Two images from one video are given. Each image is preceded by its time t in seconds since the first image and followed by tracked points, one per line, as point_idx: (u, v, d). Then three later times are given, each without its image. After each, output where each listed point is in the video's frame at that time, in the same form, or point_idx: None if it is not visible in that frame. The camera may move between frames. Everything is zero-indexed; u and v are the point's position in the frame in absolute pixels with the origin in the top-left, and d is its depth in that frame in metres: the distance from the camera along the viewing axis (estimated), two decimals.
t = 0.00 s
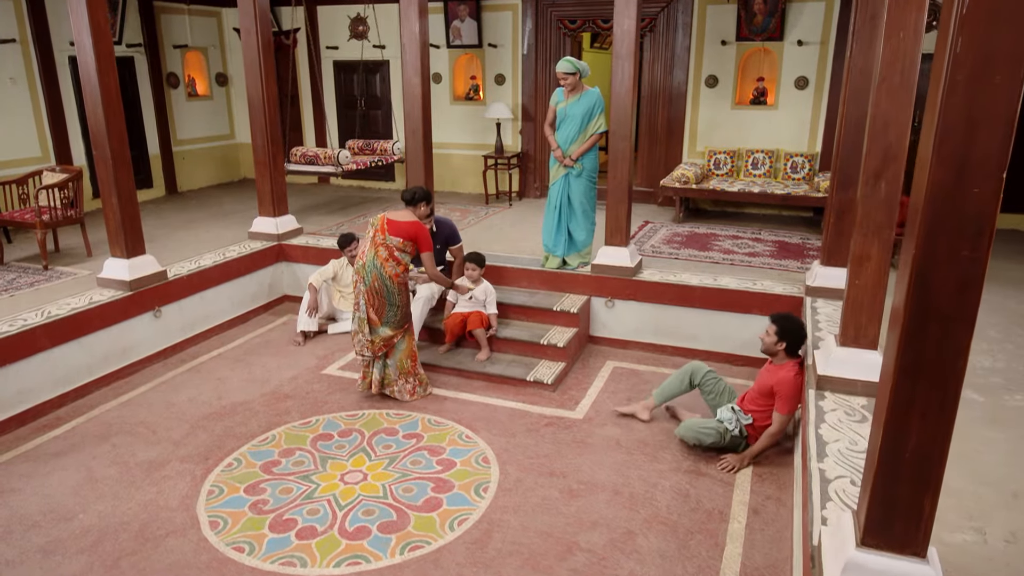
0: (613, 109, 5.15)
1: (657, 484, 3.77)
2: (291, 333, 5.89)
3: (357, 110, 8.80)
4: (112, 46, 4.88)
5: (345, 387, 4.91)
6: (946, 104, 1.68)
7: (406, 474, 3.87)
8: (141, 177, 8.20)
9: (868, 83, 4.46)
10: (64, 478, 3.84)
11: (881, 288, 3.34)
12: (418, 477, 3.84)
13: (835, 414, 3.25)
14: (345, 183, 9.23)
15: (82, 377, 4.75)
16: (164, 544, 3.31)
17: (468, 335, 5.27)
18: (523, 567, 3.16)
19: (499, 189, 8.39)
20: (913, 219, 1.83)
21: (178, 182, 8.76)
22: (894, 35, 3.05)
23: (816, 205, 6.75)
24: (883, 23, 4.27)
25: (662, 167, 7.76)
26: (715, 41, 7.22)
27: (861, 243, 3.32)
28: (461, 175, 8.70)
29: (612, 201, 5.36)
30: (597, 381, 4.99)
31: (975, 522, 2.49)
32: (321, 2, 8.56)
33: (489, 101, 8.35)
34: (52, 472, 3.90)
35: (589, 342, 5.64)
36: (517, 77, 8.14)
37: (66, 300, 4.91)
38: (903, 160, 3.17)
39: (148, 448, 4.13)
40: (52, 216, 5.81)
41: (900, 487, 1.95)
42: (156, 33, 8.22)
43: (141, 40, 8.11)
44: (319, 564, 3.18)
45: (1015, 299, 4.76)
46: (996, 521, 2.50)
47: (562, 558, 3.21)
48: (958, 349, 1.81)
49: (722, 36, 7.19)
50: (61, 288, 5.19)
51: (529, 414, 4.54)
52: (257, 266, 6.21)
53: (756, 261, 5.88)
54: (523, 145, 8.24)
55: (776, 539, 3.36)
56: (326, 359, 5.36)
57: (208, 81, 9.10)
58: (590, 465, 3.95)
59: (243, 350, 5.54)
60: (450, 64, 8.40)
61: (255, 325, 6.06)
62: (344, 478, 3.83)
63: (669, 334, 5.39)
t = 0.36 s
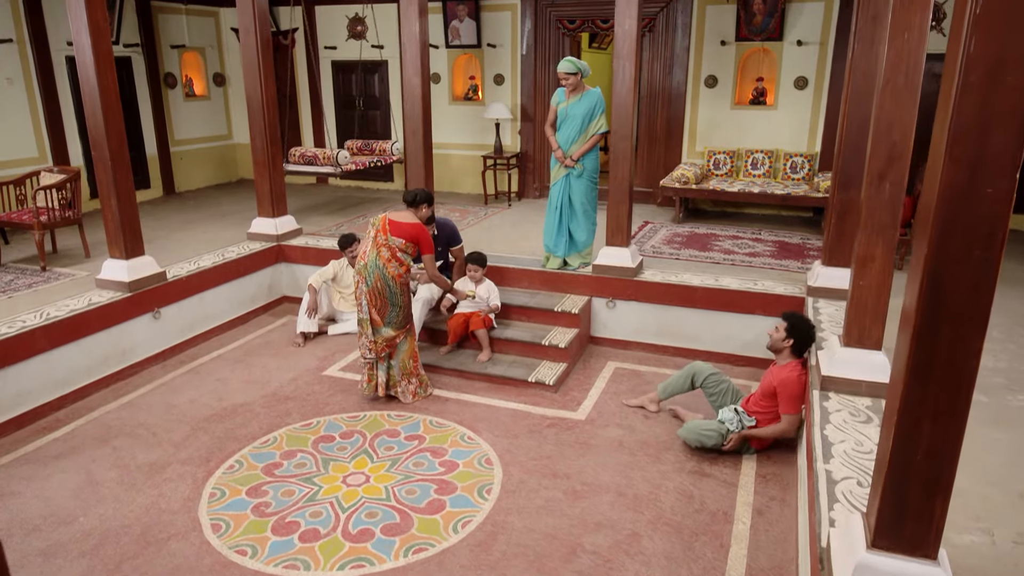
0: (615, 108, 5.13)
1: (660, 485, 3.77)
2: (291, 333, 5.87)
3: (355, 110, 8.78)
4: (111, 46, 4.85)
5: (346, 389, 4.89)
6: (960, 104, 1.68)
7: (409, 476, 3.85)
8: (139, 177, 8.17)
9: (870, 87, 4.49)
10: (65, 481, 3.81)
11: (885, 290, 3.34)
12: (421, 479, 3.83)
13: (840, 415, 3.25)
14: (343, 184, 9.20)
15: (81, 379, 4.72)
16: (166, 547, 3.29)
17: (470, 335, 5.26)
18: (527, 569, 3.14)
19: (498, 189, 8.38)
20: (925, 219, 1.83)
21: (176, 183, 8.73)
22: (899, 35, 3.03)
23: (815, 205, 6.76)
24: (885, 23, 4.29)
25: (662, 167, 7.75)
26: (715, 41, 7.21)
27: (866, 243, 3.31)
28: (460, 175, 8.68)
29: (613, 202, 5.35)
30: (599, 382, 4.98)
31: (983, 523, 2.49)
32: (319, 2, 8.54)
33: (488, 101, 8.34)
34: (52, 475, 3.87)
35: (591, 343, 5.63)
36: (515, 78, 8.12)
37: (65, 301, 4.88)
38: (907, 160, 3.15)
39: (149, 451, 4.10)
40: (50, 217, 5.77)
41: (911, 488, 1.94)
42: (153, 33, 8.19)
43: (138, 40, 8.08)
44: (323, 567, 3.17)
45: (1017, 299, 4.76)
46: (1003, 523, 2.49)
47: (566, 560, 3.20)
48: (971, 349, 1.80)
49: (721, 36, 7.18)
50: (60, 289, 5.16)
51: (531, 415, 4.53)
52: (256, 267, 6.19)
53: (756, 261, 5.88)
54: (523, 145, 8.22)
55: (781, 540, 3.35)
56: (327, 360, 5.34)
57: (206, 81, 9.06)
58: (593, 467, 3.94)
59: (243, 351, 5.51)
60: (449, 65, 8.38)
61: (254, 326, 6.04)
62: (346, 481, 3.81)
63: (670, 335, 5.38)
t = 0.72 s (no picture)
0: (617, 108, 5.11)
1: (666, 487, 3.75)
2: (292, 334, 5.85)
3: (355, 110, 8.76)
4: (111, 46, 4.82)
5: (348, 390, 4.86)
6: (977, 104, 1.67)
7: (413, 478, 3.83)
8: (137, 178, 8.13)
9: (875, 83, 4.49)
10: (66, 484, 3.79)
11: (890, 290, 3.33)
12: (425, 481, 3.81)
13: (847, 416, 3.24)
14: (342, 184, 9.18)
15: (81, 381, 4.69)
16: (170, 550, 3.27)
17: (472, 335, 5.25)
18: (534, 571, 3.13)
19: (497, 189, 8.38)
20: (940, 220, 1.82)
21: (174, 183, 8.69)
22: (905, 35, 3.03)
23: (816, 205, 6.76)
24: (888, 23, 4.32)
25: (662, 168, 7.75)
26: (715, 41, 7.21)
27: (871, 243, 3.29)
28: (459, 175, 8.66)
29: (615, 202, 5.34)
30: (602, 383, 4.97)
31: (993, 524, 2.49)
32: (318, 2, 8.51)
33: (487, 101, 8.32)
34: (52, 478, 3.84)
35: (592, 343, 5.62)
36: (515, 78, 8.11)
37: (64, 302, 4.84)
38: (913, 159, 3.12)
39: (150, 453, 4.08)
40: (49, 218, 5.73)
41: (925, 489, 1.93)
42: (151, 33, 8.15)
43: (136, 40, 8.04)
44: (328, 570, 3.15)
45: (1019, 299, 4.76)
46: (1013, 524, 2.49)
47: (573, 562, 3.19)
48: (987, 350, 1.79)
49: (722, 36, 7.18)
50: (59, 291, 5.13)
51: (535, 416, 4.52)
52: (256, 268, 6.16)
53: (758, 261, 5.87)
54: (522, 146, 8.20)
55: (788, 541, 3.34)
56: (328, 361, 5.32)
57: (204, 81, 9.03)
58: (598, 468, 3.93)
59: (243, 352, 5.48)
60: (448, 65, 8.36)
61: (254, 327, 6.01)
62: (350, 483, 3.79)
63: (672, 335, 5.37)
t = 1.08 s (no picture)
0: (618, 108, 5.11)
1: (671, 488, 3.74)
2: (292, 336, 5.82)
3: (353, 110, 8.73)
4: (109, 46, 4.78)
5: (349, 392, 4.84)
6: (996, 104, 1.66)
7: (417, 480, 3.81)
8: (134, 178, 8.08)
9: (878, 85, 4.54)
10: (66, 488, 3.75)
11: (897, 290, 3.33)
12: (429, 483, 3.79)
13: (853, 417, 3.23)
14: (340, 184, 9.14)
15: (80, 384, 4.65)
16: (173, 555, 3.24)
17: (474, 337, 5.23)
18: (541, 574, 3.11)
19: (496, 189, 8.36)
20: (957, 220, 1.80)
21: (171, 184, 8.65)
22: (912, 35, 3.03)
23: (816, 205, 6.76)
24: (891, 24, 4.35)
25: (661, 168, 7.74)
26: (715, 41, 7.20)
27: (878, 244, 3.29)
28: (459, 176, 8.64)
29: (617, 202, 5.32)
30: (604, 384, 4.96)
31: (1003, 526, 2.48)
32: (316, 2, 8.47)
33: (486, 101, 8.30)
34: (52, 482, 3.81)
35: (594, 344, 5.60)
36: (514, 78, 8.10)
37: (63, 304, 4.80)
38: (920, 160, 3.15)
39: (151, 456, 4.04)
40: (46, 219, 5.69)
41: (941, 491, 1.92)
42: (147, 32, 8.10)
43: (133, 40, 7.99)
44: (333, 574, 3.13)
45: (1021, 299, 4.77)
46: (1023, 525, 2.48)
47: (580, 564, 3.17)
48: (1004, 351, 1.78)
49: (721, 36, 7.18)
50: (57, 292, 5.09)
51: (538, 417, 4.51)
52: (255, 268, 6.12)
53: (759, 261, 5.86)
54: (522, 145, 8.18)
55: (794, 543, 3.33)
56: (329, 362, 5.29)
57: (201, 81, 8.98)
58: (602, 469, 3.92)
59: (243, 354, 5.45)
60: (447, 65, 8.34)
61: (254, 328, 5.98)
62: (353, 485, 3.77)
63: (674, 336, 5.36)
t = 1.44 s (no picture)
0: (620, 108, 5.09)
1: (676, 489, 3.73)
2: (291, 337, 5.78)
3: (350, 110, 8.69)
4: (107, 45, 4.74)
5: (350, 394, 4.81)
6: (1014, 105, 1.65)
7: (420, 483, 3.79)
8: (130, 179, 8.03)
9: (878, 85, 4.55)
10: (66, 492, 3.71)
11: (902, 290, 3.32)
12: (432, 486, 3.77)
13: (860, 417, 3.23)
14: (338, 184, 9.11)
15: (78, 387, 4.61)
16: (175, 559, 3.21)
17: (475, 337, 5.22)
18: None
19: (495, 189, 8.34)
20: (974, 221, 1.80)
21: (167, 184, 8.59)
22: (918, 35, 3.04)
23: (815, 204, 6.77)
24: (892, 24, 4.36)
25: (660, 167, 7.74)
26: (713, 41, 7.20)
27: (883, 243, 3.27)
28: (457, 176, 8.62)
29: (620, 202, 5.31)
30: (607, 385, 4.94)
31: (1013, 526, 2.47)
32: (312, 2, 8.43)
33: (484, 101, 8.28)
34: (52, 486, 3.76)
35: (595, 344, 5.59)
36: (512, 78, 8.08)
37: (61, 306, 4.76)
38: (925, 161, 3.13)
39: (152, 460, 4.01)
40: (43, 220, 5.63)
41: (957, 494, 1.91)
42: (143, 32, 8.05)
43: (128, 39, 7.94)
44: None
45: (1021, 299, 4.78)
46: None
47: (586, 567, 3.16)
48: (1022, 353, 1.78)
49: (719, 36, 7.18)
50: (55, 294, 5.04)
51: (541, 418, 4.49)
52: (253, 269, 6.08)
53: (759, 261, 5.86)
54: (521, 145, 8.16)
55: (801, 544, 3.33)
56: (329, 364, 5.26)
57: (197, 81, 8.93)
58: (607, 471, 3.90)
59: (242, 356, 5.41)
60: (445, 65, 8.31)
61: (253, 330, 5.94)
62: (356, 488, 3.74)
63: (675, 336, 5.35)
